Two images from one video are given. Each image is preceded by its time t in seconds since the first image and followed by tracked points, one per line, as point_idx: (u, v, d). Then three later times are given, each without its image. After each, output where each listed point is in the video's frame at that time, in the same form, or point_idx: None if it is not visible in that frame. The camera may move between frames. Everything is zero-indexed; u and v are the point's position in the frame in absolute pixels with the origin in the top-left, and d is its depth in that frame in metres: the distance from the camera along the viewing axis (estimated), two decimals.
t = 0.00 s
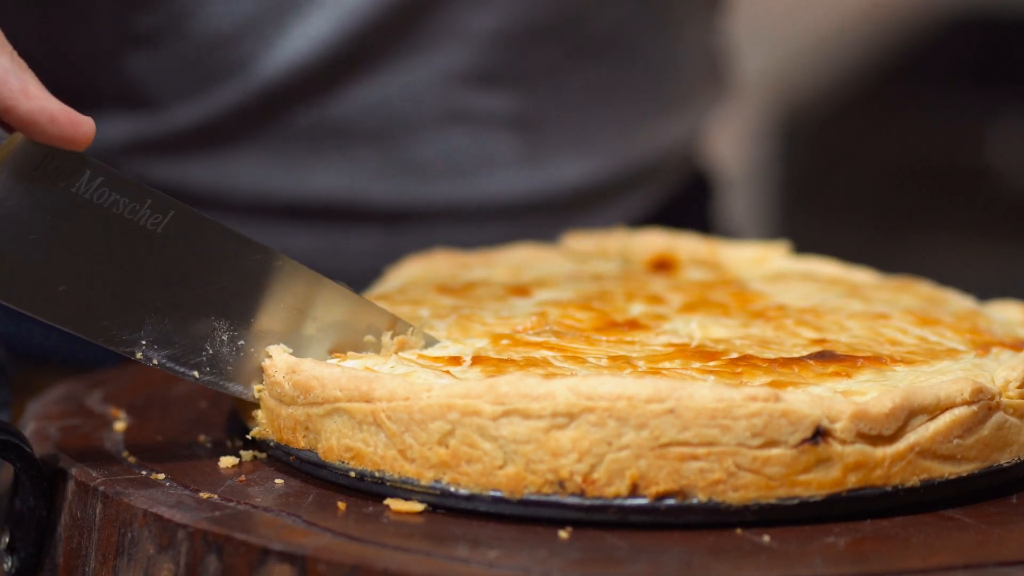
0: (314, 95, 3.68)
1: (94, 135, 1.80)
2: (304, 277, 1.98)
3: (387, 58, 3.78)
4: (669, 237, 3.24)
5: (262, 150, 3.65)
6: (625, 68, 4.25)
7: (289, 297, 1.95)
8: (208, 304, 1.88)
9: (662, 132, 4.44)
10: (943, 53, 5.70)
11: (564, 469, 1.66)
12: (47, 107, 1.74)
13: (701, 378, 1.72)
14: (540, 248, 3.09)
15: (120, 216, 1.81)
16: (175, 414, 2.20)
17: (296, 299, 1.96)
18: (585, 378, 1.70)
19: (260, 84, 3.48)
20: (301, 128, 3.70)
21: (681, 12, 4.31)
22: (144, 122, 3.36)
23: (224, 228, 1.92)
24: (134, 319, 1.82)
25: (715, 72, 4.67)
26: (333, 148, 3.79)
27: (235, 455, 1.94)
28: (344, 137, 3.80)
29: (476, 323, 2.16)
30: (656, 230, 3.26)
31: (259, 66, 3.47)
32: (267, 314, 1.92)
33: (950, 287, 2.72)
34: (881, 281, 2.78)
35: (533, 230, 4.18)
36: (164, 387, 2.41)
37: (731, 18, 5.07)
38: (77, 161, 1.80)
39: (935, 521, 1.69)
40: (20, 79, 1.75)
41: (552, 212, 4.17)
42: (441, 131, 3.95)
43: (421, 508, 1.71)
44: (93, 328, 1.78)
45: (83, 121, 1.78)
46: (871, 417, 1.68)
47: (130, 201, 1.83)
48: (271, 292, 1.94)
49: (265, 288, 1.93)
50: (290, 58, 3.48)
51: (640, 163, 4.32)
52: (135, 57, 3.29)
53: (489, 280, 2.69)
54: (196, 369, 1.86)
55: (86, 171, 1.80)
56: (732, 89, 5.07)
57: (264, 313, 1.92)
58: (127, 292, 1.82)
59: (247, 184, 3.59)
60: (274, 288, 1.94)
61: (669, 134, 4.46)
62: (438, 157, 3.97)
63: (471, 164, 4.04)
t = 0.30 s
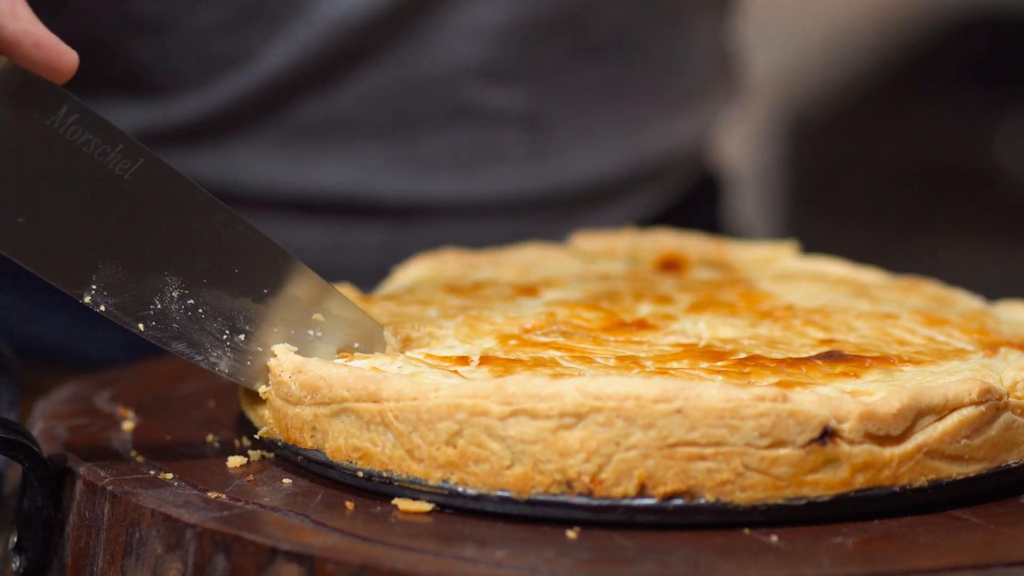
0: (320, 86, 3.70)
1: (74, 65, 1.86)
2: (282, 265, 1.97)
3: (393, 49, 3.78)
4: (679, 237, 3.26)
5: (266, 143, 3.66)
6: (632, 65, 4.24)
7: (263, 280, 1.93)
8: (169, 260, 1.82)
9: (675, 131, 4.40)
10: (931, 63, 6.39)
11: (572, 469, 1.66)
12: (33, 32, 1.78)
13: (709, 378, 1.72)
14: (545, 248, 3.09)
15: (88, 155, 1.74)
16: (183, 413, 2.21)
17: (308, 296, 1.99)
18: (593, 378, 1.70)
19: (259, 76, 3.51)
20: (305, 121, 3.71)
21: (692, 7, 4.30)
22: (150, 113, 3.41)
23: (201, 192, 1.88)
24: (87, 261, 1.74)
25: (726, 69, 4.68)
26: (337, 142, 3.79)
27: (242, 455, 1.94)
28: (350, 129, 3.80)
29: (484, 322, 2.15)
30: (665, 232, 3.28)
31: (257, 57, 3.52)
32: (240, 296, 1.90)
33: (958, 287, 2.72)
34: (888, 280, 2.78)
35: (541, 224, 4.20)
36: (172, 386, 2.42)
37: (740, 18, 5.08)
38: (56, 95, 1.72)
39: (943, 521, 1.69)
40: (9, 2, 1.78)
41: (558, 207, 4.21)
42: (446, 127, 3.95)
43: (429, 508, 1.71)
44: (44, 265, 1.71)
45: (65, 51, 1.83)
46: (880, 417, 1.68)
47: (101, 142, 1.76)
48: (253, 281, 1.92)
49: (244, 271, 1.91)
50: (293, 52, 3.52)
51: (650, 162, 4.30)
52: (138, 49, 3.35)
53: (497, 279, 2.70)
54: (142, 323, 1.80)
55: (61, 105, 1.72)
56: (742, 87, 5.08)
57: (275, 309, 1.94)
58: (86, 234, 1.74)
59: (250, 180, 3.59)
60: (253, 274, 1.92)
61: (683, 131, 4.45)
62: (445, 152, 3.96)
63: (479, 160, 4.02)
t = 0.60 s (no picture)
0: (324, 85, 3.75)
1: (80, 99, 1.84)
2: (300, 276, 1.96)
3: (394, 45, 3.83)
4: (690, 237, 3.27)
5: (269, 139, 3.69)
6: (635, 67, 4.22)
7: (280, 291, 1.93)
8: (186, 278, 1.84)
9: (684, 131, 4.34)
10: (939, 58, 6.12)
11: (583, 469, 1.65)
12: (37, 65, 1.77)
13: (720, 378, 1.72)
14: (558, 247, 3.09)
15: (96, 181, 1.76)
16: (193, 413, 2.21)
17: (319, 301, 1.98)
18: (604, 378, 1.70)
19: (259, 71, 3.54)
20: (309, 118, 3.75)
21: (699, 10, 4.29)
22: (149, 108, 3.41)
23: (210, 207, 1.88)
24: (106, 285, 1.77)
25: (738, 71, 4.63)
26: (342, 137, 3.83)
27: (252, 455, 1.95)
28: (357, 124, 3.84)
29: (495, 322, 2.16)
30: (677, 231, 3.28)
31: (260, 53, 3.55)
32: (260, 311, 1.90)
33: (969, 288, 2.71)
34: (900, 281, 2.77)
35: (544, 225, 4.17)
36: (183, 386, 2.42)
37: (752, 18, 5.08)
38: (63, 123, 1.75)
39: (954, 521, 1.69)
40: (14, 38, 1.80)
41: (559, 207, 4.17)
42: (449, 127, 3.99)
43: (440, 508, 1.71)
44: (57, 291, 1.73)
45: (71, 83, 1.81)
46: (890, 417, 1.68)
47: (109, 166, 1.78)
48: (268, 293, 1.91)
49: (265, 286, 1.91)
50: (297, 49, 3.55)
51: (657, 162, 4.24)
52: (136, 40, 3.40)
53: (507, 279, 2.70)
54: (164, 343, 1.81)
55: (69, 132, 1.75)
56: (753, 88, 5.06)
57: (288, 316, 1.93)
58: (97, 259, 1.76)
59: (252, 176, 3.59)
60: (272, 286, 1.92)
61: (693, 132, 4.38)
62: (446, 148, 3.98)
63: (482, 160, 4.03)
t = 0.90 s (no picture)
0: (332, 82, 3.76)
1: (45, 67, 1.80)
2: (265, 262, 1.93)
3: (408, 43, 3.85)
4: (699, 237, 3.26)
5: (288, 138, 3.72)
6: (649, 70, 4.23)
7: (238, 276, 1.90)
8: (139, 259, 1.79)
9: (694, 131, 4.37)
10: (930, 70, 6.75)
11: (592, 469, 1.65)
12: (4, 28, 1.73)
13: (730, 378, 1.72)
14: (566, 247, 3.09)
15: (56, 152, 1.69)
16: (203, 413, 2.22)
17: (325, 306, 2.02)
18: (613, 378, 1.70)
19: (270, 70, 3.57)
20: (317, 118, 3.77)
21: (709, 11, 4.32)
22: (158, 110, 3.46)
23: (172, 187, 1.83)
24: (57, 261, 1.71)
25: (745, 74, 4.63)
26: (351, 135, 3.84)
27: (262, 455, 1.95)
28: (364, 124, 3.85)
29: (504, 322, 2.16)
30: (686, 232, 3.28)
31: (268, 49, 3.57)
32: (216, 294, 1.87)
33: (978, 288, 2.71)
34: (908, 281, 2.78)
35: (554, 225, 4.18)
36: (192, 386, 2.43)
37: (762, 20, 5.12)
38: (24, 91, 1.66)
39: (963, 522, 1.68)
40: None
41: (569, 205, 4.17)
42: (460, 128, 3.98)
43: (449, 508, 1.71)
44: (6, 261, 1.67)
45: (37, 49, 1.77)
46: (899, 417, 1.68)
47: (70, 138, 1.70)
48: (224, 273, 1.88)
49: (220, 271, 1.88)
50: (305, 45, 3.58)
51: (669, 163, 4.26)
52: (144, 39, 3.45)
53: (517, 280, 2.70)
54: (113, 322, 1.77)
55: (30, 100, 1.67)
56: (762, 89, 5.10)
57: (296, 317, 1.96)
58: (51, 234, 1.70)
59: (264, 175, 3.63)
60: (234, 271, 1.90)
61: (701, 131, 4.40)
62: (455, 151, 3.98)
63: (493, 162, 4.01)
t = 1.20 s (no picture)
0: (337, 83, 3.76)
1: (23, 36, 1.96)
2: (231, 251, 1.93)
3: (414, 42, 3.84)
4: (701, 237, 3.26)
5: (294, 137, 3.75)
6: (654, 72, 4.23)
7: (202, 263, 1.89)
8: (105, 238, 1.78)
9: (701, 132, 4.32)
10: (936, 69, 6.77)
11: (594, 469, 1.65)
12: None
13: (732, 378, 1.72)
14: (568, 247, 3.09)
15: (28, 125, 1.69)
16: (205, 413, 2.22)
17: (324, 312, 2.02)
18: (615, 378, 1.70)
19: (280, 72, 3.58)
20: (321, 118, 3.77)
21: (716, 11, 4.31)
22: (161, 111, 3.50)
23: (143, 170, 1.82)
24: (23, 233, 1.70)
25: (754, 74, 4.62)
26: (360, 131, 3.85)
27: (264, 455, 1.95)
28: (370, 125, 3.86)
29: (507, 322, 2.16)
30: (689, 232, 3.27)
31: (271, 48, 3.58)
32: (178, 280, 1.86)
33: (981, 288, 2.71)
34: (911, 280, 2.78)
35: (555, 226, 4.19)
36: (194, 386, 2.43)
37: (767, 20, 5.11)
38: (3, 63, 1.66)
39: (965, 522, 1.68)
40: None
41: (572, 205, 4.17)
42: (467, 128, 3.98)
43: (451, 508, 1.71)
44: None
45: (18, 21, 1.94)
46: (902, 417, 1.68)
47: (44, 112, 1.70)
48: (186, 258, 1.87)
49: (186, 258, 1.87)
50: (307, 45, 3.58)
51: (675, 162, 4.25)
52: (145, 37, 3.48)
53: (520, 279, 2.70)
54: (75, 301, 1.74)
55: (7, 72, 1.67)
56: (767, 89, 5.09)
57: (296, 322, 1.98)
58: (16, 207, 1.70)
59: (271, 177, 3.66)
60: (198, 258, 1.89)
61: (710, 132, 4.37)
62: (460, 154, 3.97)
63: (499, 162, 4.02)
